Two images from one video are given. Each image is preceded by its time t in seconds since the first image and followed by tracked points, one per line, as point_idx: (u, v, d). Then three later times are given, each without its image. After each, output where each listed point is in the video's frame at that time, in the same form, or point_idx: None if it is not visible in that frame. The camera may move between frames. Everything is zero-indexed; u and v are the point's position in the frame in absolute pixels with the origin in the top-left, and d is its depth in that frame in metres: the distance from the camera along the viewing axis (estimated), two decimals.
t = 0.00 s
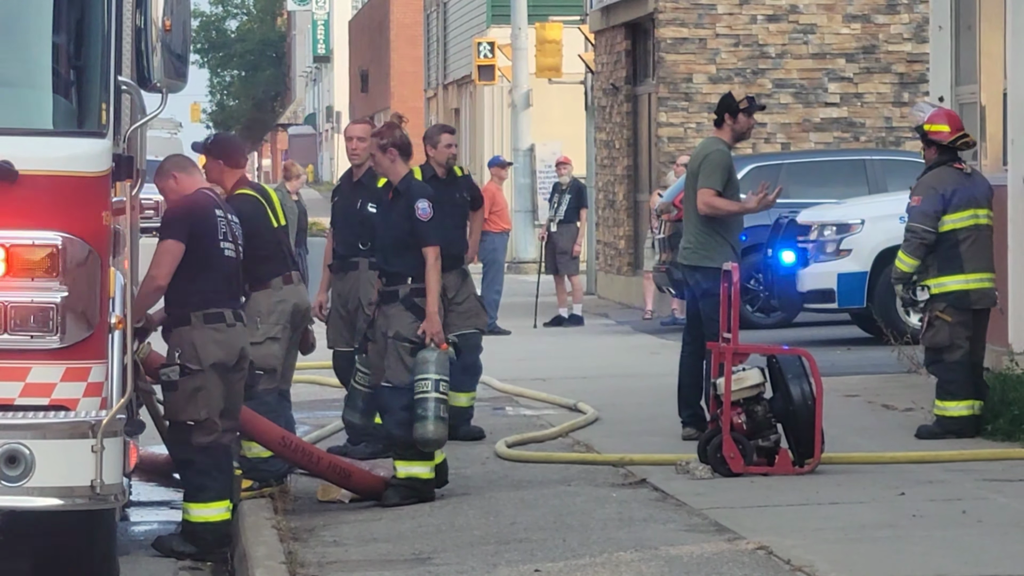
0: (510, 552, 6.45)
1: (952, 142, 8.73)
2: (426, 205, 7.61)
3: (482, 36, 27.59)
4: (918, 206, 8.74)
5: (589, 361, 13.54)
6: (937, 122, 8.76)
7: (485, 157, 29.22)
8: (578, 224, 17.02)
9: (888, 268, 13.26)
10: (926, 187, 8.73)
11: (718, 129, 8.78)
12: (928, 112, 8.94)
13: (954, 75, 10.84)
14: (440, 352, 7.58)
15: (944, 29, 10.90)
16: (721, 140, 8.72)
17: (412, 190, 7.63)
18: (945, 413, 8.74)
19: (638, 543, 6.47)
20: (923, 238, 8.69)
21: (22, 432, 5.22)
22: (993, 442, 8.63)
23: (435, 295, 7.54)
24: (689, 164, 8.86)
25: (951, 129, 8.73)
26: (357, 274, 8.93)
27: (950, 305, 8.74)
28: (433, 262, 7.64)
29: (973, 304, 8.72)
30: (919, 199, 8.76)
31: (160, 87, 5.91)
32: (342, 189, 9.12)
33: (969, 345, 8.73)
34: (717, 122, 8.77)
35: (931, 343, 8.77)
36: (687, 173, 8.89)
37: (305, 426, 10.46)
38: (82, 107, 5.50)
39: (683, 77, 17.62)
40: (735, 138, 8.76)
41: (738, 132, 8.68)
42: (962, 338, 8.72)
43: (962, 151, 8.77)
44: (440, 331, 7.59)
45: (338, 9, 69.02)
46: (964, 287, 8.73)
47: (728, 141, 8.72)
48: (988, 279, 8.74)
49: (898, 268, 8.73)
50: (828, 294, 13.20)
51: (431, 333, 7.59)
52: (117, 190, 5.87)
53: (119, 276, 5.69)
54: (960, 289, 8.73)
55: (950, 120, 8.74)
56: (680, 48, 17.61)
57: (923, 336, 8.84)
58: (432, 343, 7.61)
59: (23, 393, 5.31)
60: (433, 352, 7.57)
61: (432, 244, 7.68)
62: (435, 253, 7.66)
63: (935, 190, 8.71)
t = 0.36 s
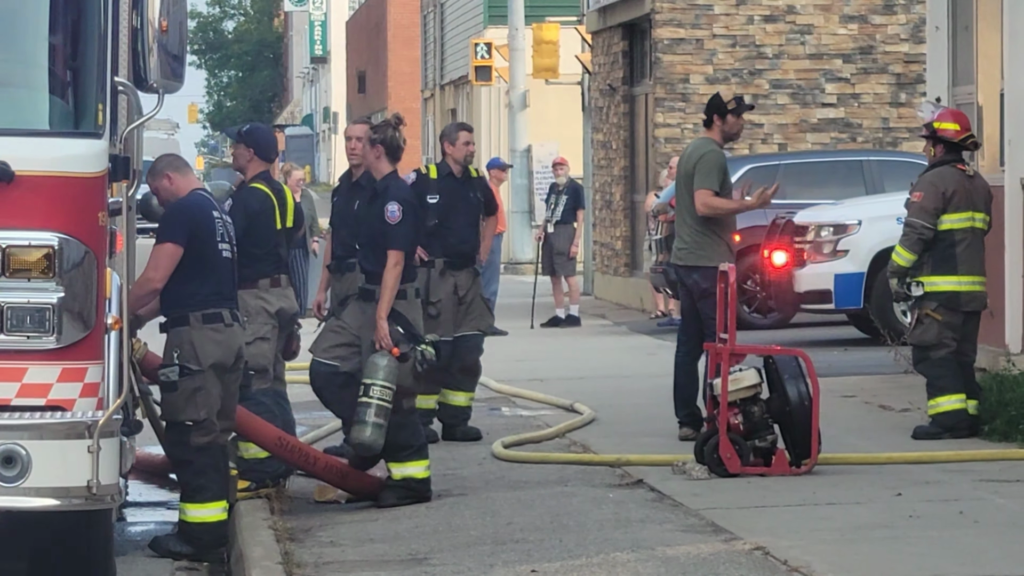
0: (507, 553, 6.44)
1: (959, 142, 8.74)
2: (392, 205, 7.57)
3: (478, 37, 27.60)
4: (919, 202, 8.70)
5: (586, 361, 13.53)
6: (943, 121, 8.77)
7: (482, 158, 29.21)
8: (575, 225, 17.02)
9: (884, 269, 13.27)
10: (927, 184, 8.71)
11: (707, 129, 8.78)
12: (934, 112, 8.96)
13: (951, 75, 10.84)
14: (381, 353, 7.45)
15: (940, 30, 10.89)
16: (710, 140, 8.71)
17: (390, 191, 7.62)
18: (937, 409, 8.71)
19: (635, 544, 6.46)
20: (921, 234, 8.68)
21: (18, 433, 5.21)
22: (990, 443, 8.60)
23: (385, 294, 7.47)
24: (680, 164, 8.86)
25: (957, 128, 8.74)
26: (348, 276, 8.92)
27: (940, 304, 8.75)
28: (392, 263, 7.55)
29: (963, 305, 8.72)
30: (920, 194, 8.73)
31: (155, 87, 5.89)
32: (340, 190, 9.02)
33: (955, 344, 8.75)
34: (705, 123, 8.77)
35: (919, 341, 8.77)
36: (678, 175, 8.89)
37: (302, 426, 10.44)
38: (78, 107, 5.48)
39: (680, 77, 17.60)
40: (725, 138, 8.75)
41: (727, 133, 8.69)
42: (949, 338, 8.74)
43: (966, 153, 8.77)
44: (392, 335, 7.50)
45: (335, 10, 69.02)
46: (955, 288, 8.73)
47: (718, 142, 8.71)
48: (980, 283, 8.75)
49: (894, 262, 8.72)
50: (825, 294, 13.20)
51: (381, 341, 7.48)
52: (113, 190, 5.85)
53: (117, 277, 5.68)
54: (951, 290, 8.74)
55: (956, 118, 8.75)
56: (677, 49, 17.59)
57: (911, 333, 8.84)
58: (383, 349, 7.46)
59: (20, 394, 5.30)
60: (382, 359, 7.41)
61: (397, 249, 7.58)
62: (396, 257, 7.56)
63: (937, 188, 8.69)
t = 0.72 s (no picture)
0: (501, 555, 6.43)
1: (959, 142, 8.76)
2: (339, 202, 7.67)
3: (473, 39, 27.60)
4: (923, 204, 8.70)
5: (581, 363, 13.52)
6: (942, 122, 8.80)
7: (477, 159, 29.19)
8: (570, 227, 17.00)
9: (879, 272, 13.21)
10: (931, 186, 8.71)
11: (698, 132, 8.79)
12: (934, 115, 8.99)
13: (946, 78, 10.87)
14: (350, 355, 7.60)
15: (935, 32, 10.89)
16: (702, 142, 8.73)
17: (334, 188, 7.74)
18: (928, 407, 8.72)
19: (629, 546, 6.45)
20: (924, 236, 8.66)
21: (10, 435, 5.22)
22: (984, 445, 8.60)
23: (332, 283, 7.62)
24: (673, 165, 8.91)
25: (958, 130, 8.77)
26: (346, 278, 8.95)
27: (933, 305, 8.74)
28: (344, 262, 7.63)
29: (955, 309, 8.73)
30: (924, 196, 8.72)
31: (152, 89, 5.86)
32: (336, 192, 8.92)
33: (943, 345, 8.77)
34: (694, 128, 8.77)
35: (908, 340, 8.80)
36: (672, 176, 8.91)
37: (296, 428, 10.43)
38: (73, 110, 5.48)
39: (676, 80, 17.59)
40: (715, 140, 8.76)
41: (718, 137, 8.70)
42: (938, 340, 8.75)
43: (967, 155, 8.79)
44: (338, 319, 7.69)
45: (329, 12, 69.01)
46: (947, 290, 8.73)
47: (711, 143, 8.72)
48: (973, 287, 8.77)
49: (894, 261, 8.71)
50: (820, 296, 13.22)
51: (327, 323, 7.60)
52: (107, 192, 5.83)
53: (111, 279, 5.65)
54: (945, 292, 8.73)
55: (957, 120, 8.79)
56: (672, 51, 17.58)
57: (900, 332, 8.85)
58: (330, 333, 7.59)
59: (13, 395, 5.27)
60: (334, 342, 7.55)
61: (348, 237, 7.66)
62: (350, 247, 7.64)
63: (941, 191, 8.68)
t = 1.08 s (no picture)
0: (495, 557, 6.42)
1: (951, 144, 8.77)
2: (307, 202, 7.71)
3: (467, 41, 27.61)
4: (918, 205, 8.69)
5: (575, 365, 13.52)
6: (934, 125, 8.82)
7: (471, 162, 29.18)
8: (564, 229, 17.00)
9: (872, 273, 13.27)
10: (926, 186, 8.70)
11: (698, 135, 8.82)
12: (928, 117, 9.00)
13: (939, 80, 10.87)
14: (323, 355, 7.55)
15: (928, 34, 10.91)
16: (703, 146, 8.76)
17: (303, 185, 7.86)
18: (921, 408, 8.72)
19: (623, 548, 6.45)
20: (920, 237, 8.66)
21: (6, 437, 5.22)
22: (978, 446, 8.61)
23: (309, 271, 7.61)
24: (672, 168, 8.92)
25: (951, 132, 8.78)
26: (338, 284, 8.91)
27: (927, 307, 8.75)
28: (319, 261, 7.63)
29: (949, 309, 8.74)
30: (918, 197, 8.72)
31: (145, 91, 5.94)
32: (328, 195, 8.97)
33: (937, 346, 8.78)
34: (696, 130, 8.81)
35: (902, 340, 8.80)
36: (670, 179, 8.93)
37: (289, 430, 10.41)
38: (67, 111, 5.47)
39: (669, 82, 17.58)
40: (716, 141, 8.80)
41: (719, 139, 8.75)
42: (932, 341, 8.76)
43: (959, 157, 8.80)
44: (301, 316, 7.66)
45: (323, 14, 68.99)
46: (941, 291, 8.74)
47: (712, 145, 8.75)
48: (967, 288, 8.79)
49: (890, 263, 8.71)
50: (813, 298, 13.23)
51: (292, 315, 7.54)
52: (101, 195, 5.81)
53: (106, 282, 5.63)
54: (939, 293, 8.74)
55: (948, 123, 8.81)
56: (665, 53, 17.57)
57: (895, 333, 8.85)
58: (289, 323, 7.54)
59: (7, 398, 5.26)
60: (287, 332, 7.51)
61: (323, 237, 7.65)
62: (326, 247, 7.64)
63: (936, 192, 8.68)
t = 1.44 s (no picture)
0: (487, 559, 6.41)
1: (947, 147, 8.76)
2: (291, 204, 7.84)
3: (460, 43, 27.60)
4: (911, 206, 8.71)
5: (567, 368, 13.51)
6: (932, 128, 8.82)
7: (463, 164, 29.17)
8: (557, 231, 16.99)
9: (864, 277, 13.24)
10: (919, 188, 8.73)
11: (702, 137, 8.82)
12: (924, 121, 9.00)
13: (932, 81, 10.89)
14: (292, 335, 7.62)
15: (921, 36, 10.95)
16: (707, 149, 8.76)
17: (278, 196, 7.86)
18: (914, 410, 8.72)
19: (616, 550, 6.44)
20: (913, 237, 8.66)
21: None
22: (970, 449, 8.60)
23: (298, 259, 7.74)
24: (675, 168, 8.95)
25: (946, 134, 8.77)
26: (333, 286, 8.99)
27: (921, 308, 8.74)
28: (308, 254, 7.75)
29: (942, 311, 8.73)
30: (912, 198, 8.72)
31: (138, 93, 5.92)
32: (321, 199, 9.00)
33: (930, 348, 8.77)
34: (700, 131, 8.80)
35: (895, 342, 8.78)
36: (672, 179, 8.97)
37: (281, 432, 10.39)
38: (59, 113, 5.46)
39: (661, 84, 17.58)
40: (717, 145, 8.81)
41: (723, 143, 8.75)
42: (926, 342, 8.75)
43: (954, 160, 8.79)
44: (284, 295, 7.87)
45: (315, 16, 68.95)
46: (936, 292, 8.73)
47: (715, 149, 8.77)
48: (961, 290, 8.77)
49: (883, 263, 8.72)
50: (806, 300, 13.22)
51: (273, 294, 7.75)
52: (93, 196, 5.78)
53: (98, 284, 5.60)
54: (933, 295, 8.73)
55: (946, 126, 8.80)
56: (658, 55, 17.57)
57: (888, 335, 8.84)
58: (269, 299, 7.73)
59: None
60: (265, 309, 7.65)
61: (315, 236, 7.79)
62: (320, 243, 7.78)
63: (929, 193, 8.69)
